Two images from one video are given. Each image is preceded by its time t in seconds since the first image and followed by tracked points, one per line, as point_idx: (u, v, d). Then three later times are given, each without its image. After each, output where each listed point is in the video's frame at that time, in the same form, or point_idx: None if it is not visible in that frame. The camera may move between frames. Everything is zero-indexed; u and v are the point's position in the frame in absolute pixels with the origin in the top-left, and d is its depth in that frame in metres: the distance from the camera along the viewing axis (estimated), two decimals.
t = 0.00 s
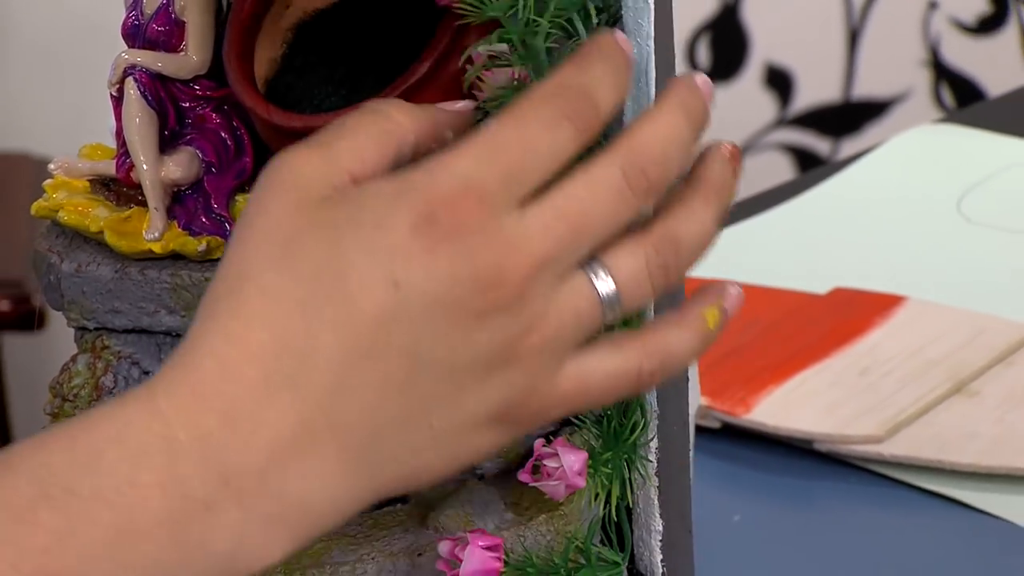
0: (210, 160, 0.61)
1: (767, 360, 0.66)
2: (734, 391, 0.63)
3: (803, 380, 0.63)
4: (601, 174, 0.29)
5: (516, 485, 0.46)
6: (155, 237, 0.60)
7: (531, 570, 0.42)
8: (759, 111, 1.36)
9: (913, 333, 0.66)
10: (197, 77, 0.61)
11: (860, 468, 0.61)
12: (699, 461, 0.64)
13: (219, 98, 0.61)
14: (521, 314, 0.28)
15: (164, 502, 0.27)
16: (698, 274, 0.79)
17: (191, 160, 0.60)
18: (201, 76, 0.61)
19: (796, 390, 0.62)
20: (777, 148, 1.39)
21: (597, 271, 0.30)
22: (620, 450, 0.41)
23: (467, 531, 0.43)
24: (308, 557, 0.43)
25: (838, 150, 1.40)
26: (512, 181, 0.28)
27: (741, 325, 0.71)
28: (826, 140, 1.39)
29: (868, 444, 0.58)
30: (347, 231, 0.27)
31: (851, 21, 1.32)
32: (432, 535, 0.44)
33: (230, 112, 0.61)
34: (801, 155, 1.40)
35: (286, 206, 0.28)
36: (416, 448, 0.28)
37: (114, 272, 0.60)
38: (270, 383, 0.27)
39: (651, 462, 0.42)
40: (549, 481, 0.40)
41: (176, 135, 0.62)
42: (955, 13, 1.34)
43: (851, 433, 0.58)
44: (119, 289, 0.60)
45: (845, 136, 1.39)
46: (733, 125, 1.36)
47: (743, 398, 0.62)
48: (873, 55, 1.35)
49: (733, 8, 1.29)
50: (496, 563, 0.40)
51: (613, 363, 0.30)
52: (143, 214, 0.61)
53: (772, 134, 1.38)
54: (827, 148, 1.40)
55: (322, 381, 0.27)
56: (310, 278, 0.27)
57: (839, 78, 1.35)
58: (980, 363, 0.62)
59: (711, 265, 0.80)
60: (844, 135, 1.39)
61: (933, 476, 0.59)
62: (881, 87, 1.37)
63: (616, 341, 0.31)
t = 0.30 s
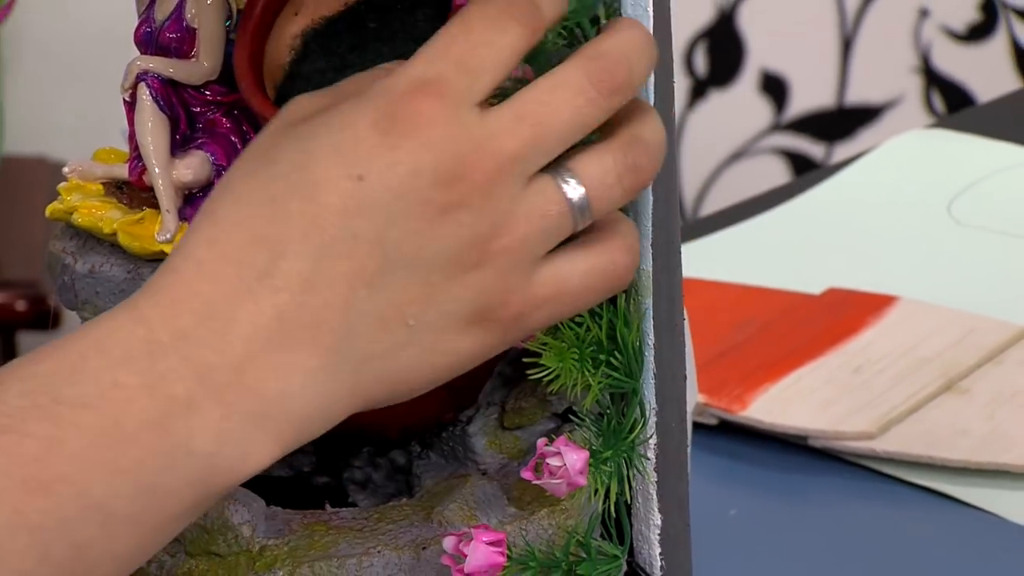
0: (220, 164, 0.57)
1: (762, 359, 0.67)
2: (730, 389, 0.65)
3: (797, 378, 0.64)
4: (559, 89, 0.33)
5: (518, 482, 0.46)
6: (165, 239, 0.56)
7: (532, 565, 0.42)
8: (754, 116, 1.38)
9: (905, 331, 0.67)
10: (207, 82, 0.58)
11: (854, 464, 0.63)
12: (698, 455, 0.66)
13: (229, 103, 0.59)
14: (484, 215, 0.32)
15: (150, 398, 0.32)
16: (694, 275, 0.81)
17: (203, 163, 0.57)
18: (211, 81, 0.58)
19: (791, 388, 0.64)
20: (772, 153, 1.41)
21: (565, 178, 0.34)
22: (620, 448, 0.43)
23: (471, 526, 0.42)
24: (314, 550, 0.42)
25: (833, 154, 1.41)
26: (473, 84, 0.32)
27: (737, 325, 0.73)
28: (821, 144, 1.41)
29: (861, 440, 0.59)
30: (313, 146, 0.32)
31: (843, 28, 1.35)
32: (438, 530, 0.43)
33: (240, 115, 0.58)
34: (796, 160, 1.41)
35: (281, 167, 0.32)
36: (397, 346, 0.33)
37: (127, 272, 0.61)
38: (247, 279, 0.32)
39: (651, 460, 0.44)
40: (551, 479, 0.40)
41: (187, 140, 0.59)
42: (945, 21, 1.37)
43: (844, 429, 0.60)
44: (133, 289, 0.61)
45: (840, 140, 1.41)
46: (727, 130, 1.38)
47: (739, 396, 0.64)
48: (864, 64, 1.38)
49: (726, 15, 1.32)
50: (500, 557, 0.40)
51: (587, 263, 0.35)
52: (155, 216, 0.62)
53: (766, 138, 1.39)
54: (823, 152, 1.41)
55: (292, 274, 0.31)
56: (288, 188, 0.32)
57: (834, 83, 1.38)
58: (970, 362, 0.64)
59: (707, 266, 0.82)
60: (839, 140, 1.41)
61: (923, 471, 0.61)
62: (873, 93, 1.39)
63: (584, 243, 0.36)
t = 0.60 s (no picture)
0: (233, 168, 0.54)
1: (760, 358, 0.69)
2: (729, 388, 0.66)
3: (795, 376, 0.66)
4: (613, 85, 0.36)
5: (523, 477, 0.47)
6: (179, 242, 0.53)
7: (537, 559, 0.43)
8: (752, 121, 1.40)
9: (900, 331, 0.69)
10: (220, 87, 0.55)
11: (850, 461, 0.65)
12: (698, 452, 0.67)
13: (241, 108, 0.55)
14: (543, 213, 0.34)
15: (210, 374, 0.33)
16: (694, 276, 0.83)
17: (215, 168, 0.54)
18: (224, 87, 0.55)
19: (789, 387, 0.66)
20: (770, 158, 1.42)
21: (612, 168, 0.36)
22: (623, 445, 0.44)
23: (477, 521, 0.43)
24: (324, 545, 0.43)
25: (829, 160, 1.43)
26: (542, 87, 0.35)
27: (736, 325, 0.74)
28: (818, 149, 1.43)
29: (857, 437, 0.61)
30: (388, 128, 0.34)
31: (840, 34, 1.38)
32: (444, 525, 0.44)
33: (253, 120, 0.55)
34: (794, 165, 1.43)
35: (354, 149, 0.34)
36: (442, 333, 0.35)
37: (141, 273, 0.62)
38: (310, 263, 0.33)
39: (650, 457, 0.46)
40: (556, 474, 0.42)
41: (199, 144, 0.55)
42: (939, 29, 1.39)
43: (840, 427, 0.61)
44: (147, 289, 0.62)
45: (836, 146, 1.43)
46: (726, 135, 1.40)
47: (739, 395, 0.65)
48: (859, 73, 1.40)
49: (726, 21, 1.34)
50: (504, 552, 0.41)
51: (631, 246, 0.37)
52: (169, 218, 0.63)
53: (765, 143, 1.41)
54: (820, 157, 1.43)
55: (355, 261, 0.33)
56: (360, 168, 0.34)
57: (829, 89, 1.40)
58: (963, 362, 0.65)
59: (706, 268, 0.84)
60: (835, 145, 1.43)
61: (918, 468, 0.62)
62: (869, 99, 1.42)
63: (627, 227, 0.38)
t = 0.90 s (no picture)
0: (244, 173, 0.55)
1: (758, 357, 0.70)
2: (728, 386, 0.68)
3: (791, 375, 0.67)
4: (572, 107, 0.30)
5: (528, 475, 0.49)
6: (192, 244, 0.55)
7: (541, 556, 0.45)
8: (748, 125, 1.46)
9: (894, 331, 0.71)
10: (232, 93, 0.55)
11: (845, 458, 0.66)
12: (698, 449, 0.69)
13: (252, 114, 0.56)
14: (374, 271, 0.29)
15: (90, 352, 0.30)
16: (693, 278, 0.84)
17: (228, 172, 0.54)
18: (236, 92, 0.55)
19: (786, 385, 0.67)
20: (767, 161, 1.48)
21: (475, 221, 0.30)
22: (625, 447, 0.45)
23: (483, 519, 0.45)
24: (333, 539, 0.44)
25: (825, 164, 1.50)
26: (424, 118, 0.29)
27: (734, 325, 0.76)
28: (814, 155, 1.50)
29: (852, 435, 0.63)
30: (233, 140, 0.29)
31: (836, 41, 1.44)
32: (450, 521, 0.45)
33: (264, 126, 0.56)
34: (789, 169, 1.49)
35: (298, 110, 0.29)
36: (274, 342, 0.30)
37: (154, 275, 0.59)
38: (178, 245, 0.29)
39: (652, 456, 0.47)
40: (565, 478, 0.44)
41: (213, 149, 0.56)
42: (932, 38, 1.45)
43: (836, 424, 0.63)
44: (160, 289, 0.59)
45: (832, 151, 1.50)
46: (724, 140, 1.47)
47: (737, 393, 0.67)
48: (859, 71, 1.46)
49: (725, 28, 1.40)
50: (510, 550, 0.44)
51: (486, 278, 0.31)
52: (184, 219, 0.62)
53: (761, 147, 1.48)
54: (816, 163, 1.50)
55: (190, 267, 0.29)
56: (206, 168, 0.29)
57: (826, 96, 1.47)
58: (955, 361, 0.67)
59: (704, 269, 0.85)
60: (830, 151, 1.50)
61: (912, 465, 0.64)
62: (864, 106, 1.48)
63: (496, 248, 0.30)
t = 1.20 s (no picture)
0: (255, 176, 0.57)
1: (754, 358, 0.72)
2: (726, 386, 0.70)
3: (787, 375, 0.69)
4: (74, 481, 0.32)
5: (530, 470, 0.52)
6: (204, 245, 0.57)
7: (544, 551, 0.46)
8: (744, 133, 1.53)
9: (887, 331, 0.73)
10: (243, 99, 0.56)
11: (841, 455, 0.68)
12: (695, 446, 0.70)
13: (262, 119, 0.57)
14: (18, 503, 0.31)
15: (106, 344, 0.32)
16: (691, 280, 0.86)
17: (239, 175, 0.57)
18: (247, 98, 0.57)
19: (782, 385, 0.69)
20: (763, 167, 1.55)
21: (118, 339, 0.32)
22: (627, 445, 0.47)
23: (488, 514, 0.47)
24: (342, 534, 0.46)
25: (819, 169, 1.56)
26: None
27: (731, 325, 0.78)
28: (809, 160, 1.55)
29: (847, 432, 0.65)
30: None
31: (830, 52, 1.50)
32: (455, 516, 0.47)
33: (275, 131, 0.57)
34: (784, 175, 1.56)
35: None
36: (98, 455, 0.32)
37: (167, 277, 0.58)
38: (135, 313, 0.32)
39: (651, 453, 0.49)
40: (568, 475, 0.45)
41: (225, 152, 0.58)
42: (923, 47, 1.50)
43: (832, 422, 0.65)
44: (173, 291, 0.58)
45: (826, 157, 1.56)
46: (719, 147, 1.53)
47: (734, 392, 0.69)
48: (849, 84, 1.52)
49: (723, 40, 1.46)
50: (514, 544, 0.44)
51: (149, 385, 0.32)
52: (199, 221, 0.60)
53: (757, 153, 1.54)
54: (811, 167, 1.56)
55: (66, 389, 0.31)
56: None
57: (820, 103, 1.53)
58: (946, 361, 0.69)
59: (701, 271, 0.87)
60: (824, 156, 1.56)
61: (905, 461, 0.66)
62: (858, 114, 1.54)
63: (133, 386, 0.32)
